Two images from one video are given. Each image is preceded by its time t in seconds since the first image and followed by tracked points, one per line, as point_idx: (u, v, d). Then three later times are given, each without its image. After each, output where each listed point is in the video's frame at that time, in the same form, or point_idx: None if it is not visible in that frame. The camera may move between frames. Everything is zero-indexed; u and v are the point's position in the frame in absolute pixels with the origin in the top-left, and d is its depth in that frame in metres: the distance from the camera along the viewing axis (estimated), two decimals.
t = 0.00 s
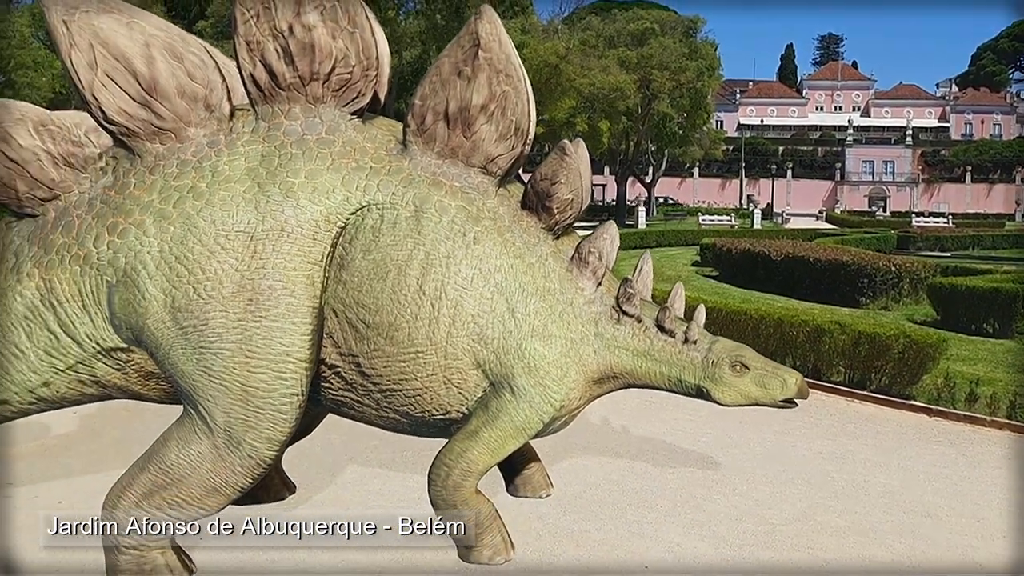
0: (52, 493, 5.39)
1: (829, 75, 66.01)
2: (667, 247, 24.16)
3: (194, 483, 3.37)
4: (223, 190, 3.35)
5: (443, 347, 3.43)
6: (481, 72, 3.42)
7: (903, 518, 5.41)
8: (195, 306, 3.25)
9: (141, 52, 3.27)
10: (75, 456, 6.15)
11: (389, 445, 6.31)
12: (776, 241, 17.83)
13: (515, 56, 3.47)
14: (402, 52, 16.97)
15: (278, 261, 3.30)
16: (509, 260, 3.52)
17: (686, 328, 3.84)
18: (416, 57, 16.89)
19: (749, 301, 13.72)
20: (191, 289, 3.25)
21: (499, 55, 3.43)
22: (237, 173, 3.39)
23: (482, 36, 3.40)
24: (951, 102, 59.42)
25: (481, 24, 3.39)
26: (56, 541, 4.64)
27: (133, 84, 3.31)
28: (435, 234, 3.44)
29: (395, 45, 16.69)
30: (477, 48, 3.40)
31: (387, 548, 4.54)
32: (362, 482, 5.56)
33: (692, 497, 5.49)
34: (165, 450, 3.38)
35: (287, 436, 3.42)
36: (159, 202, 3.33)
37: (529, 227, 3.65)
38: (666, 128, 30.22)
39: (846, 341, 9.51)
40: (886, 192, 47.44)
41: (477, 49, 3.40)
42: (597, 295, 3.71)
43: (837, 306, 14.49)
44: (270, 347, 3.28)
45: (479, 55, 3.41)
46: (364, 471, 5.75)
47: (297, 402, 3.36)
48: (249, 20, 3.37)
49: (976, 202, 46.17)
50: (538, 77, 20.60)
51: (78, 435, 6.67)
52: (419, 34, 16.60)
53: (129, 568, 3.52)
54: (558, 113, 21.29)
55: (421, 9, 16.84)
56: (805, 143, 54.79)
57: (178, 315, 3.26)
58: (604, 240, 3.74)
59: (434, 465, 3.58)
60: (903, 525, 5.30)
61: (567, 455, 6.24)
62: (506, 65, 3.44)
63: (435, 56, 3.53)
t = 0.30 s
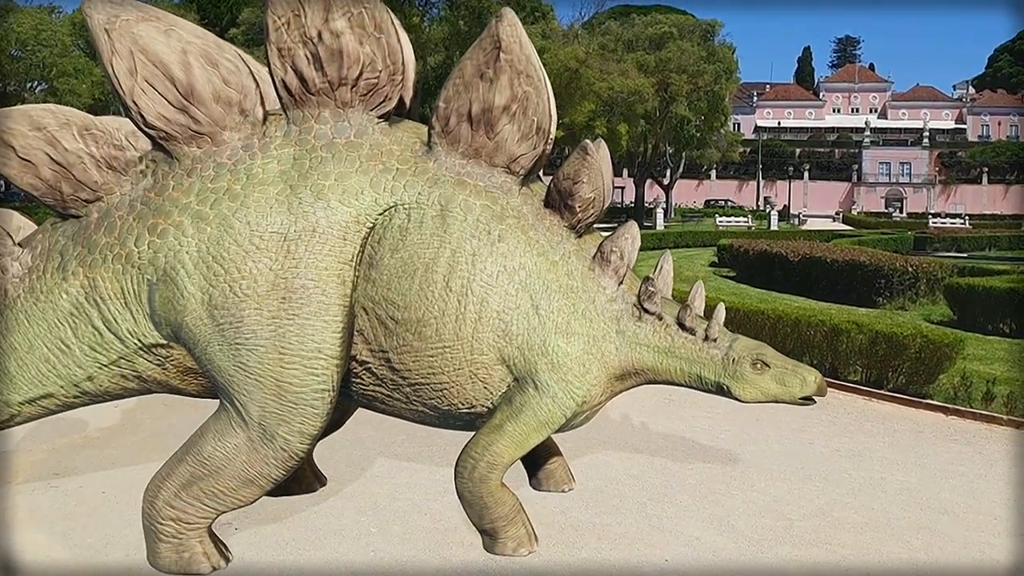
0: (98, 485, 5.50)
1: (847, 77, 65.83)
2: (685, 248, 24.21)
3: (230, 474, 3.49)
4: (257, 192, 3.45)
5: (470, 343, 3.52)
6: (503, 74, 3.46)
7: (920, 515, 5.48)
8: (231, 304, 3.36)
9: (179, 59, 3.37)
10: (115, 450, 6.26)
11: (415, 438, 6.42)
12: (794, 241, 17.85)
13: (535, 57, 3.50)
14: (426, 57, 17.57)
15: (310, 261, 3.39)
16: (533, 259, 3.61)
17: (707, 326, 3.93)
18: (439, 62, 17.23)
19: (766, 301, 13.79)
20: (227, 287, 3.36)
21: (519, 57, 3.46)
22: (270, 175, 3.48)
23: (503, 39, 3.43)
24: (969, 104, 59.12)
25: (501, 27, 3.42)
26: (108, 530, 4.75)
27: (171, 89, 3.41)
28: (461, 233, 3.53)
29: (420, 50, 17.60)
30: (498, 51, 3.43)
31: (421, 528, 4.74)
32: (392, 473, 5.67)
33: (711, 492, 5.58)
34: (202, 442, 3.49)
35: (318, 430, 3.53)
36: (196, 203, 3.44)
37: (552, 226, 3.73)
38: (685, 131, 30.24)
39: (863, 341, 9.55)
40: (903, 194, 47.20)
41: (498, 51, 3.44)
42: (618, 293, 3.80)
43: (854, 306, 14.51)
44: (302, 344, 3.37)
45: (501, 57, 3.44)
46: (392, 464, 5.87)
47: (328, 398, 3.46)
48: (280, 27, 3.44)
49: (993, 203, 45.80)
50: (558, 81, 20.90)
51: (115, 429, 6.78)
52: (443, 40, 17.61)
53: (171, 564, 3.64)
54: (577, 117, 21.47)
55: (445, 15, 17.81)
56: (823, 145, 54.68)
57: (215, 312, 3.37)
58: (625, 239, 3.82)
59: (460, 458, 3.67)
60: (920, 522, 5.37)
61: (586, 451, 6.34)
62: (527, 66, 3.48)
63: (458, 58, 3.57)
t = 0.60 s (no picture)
0: (125, 480, 5.63)
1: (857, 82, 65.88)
2: (695, 251, 24.31)
3: (255, 472, 3.58)
4: (283, 198, 3.55)
5: (489, 343, 3.62)
6: (519, 81, 3.55)
7: (929, 516, 5.55)
8: (258, 306, 3.45)
9: (207, 69, 3.48)
10: (142, 447, 6.39)
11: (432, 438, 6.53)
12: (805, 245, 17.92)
13: (550, 65, 3.60)
14: (443, 64, 18.61)
15: (335, 265, 3.49)
16: (550, 261, 3.71)
17: (727, 331, 4.03)
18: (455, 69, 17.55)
19: (776, 304, 13.89)
20: (255, 290, 3.45)
21: (536, 64, 3.55)
22: (296, 182, 3.59)
23: (519, 46, 3.52)
24: (977, 108, 59.07)
25: (518, 35, 3.52)
26: (136, 524, 4.87)
27: (200, 98, 3.52)
28: (480, 237, 3.62)
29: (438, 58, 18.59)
30: (515, 58, 3.52)
31: (438, 525, 4.84)
32: (410, 471, 5.77)
33: (722, 492, 5.66)
34: (229, 440, 3.59)
35: (341, 430, 3.62)
36: (224, 209, 3.55)
37: (569, 228, 3.82)
38: (695, 136, 30.34)
39: (872, 343, 9.62)
40: (912, 198, 47.15)
41: (514, 59, 3.53)
42: (635, 294, 3.89)
43: (863, 309, 14.57)
44: (326, 346, 3.47)
45: (517, 65, 3.53)
46: (411, 462, 5.97)
47: (350, 399, 3.55)
48: (304, 38, 3.54)
49: (1001, 207, 45.71)
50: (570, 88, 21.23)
51: (141, 427, 6.91)
52: (459, 48, 18.54)
53: (198, 559, 3.75)
54: (590, 123, 21.66)
55: (462, 24, 18.64)
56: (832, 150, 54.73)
57: (243, 314, 3.47)
58: (640, 242, 3.91)
59: (480, 456, 3.75)
60: (928, 522, 5.45)
61: (599, 451, 6.43)
62: (543, 73, 3.57)
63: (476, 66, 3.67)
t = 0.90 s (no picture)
0: (154, 473, 5.77)
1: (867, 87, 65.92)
2: (706, 254, 24.38)
3: (281, 467, 3.69)
4: (309, 202, 3.65)
5: (509, 341, 3.72)
6: (537, 86, 3.64)
7: (938, 516, 5.63)
8: (284, 306, 3.56)
9: (236, 75, 3.59)
10: (172, 442, 6.52)
11: (449, 435, 6.64)
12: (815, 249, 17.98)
13: (566, 71, 3.69)
14: (459, 70, 18.87)
15: (359, 266, 3.59)
16: (569, 261, 3.81)
17: (744, 329, 4.20)
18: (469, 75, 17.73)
19: (786, 307, 13.98)
20: (282, 290, 3.56)
21: (552, 69, 3.64)
22: (321, 185, 3.69)
23: (536, 52, 3.61)
24: (987, 113, 58.93)
25: (535, 41, 3.60)
26: (166, 515, 4.99)
27: (229, 104, 3.64)
28: (500, 238, 3.72)
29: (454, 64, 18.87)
30: (532, 64, 3.62)
31: (456, 519, 4.95)
32: (428, 467, 5.88)
33: (733, 490, 5.75)
34: (256, 435, 3.70)
35: (364, 426, 3.72)
36: (253, 211, 3.65)
37: (586, 229, 3.92)
38: (706, 141, 30.41)
39: (882, 345, 9.69)
40: (921, 202, 47.04)
41: (532, 64, 3.62)
42: (652, 292, 4.00)
43: (872, 312, 14.62)
44: (350, 345, 3.56)
45: (534, 70, 3.63)
46: (429, 457, 6.09)
47: (373, 396, 3.65)
48: (329, 46, 3.64)
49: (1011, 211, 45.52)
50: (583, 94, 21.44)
51: (171, 423, 7.04)
52: (475, 55, 18.76)
53: (227, 550, 3.87)
54: (602, 129, 21.78)
55: (478, 30, 18.81)
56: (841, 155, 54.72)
57: (270, 314, 3.57)
58: (655, 242, 4.02)
59: (501, 450, 3.85)
60: (938, 523, 5.52)
61: (612, 449, 6.54)
62: (559, 79, 3.67)
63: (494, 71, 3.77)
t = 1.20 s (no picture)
0: (183, 471, 5.91)
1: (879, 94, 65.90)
2: (717, 260, 24.46)
3: (305, 466, 3.80)
4: (334, 208, 3.77)
5: (528, 344, 3.82)
6: (555, 96, 3.74)
7: (950, 520, 5.69)
8: (310, 310, 3.67)
9: (263, 86, 3.71)
10: (199, 441, 6.65)
11: (465, 436, 6.75)
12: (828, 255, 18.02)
13: (583, 81, 3.79)
14: (476, 79, 19.29)
15: (383, 272, 3.70)
16: (586, 265, 3.91)
17: (758, 329, 4.35)
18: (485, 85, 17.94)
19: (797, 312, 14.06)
20: (308, 294, 3.67)
21: (570, 78, 3.73)
22: (345, 193, 3.80)
23: (554, 63, 3.72)
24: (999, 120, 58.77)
25: (553, 52, 3.71)
26: (193, 512, 5.11)
27: (257, 114, 3.76)
28: (519, 243, 3.82)
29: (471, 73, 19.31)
30: (550, 74, 3.72)
31: (474, 518, 5.06)
32: (445, 467, 5.98)
33: (745, 493, 5.83)
34: (282, 435, 3.81)
35: (385, 427, 3.82)
36: (280, 216, 3.77)
37: (602, 235, 4.02)
38: (718, 148, 30.48)
39: (893, 350, 9.75)
40: (931, 209, 46.94)
41: (550, 75, 3.73)
42: (668, 294, 4.11)
43: (883, 318, 14.67)
44: (373, 348, 3.66)
45: (552, 80, 3.73)
46: (448, 457, 6.20)
47: (395, 398, 3.75)
48: (353, 57, 3.76)
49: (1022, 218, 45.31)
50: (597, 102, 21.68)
51: (198, 422, 7.19)
52: (492, 65, 19.10)
53: (253, 546, 3.99)
54: (615, 136, 21.93)
55: (494, 40, 19.14)
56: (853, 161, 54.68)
57: (296, 316, 3.68)
58: (669, 246, 4.13)
59: (521, 448, 3.93)
60: (950, 526, 5.58)
61: (625, 451, 6.63)
62: (577, 88, 3.77)
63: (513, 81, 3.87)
